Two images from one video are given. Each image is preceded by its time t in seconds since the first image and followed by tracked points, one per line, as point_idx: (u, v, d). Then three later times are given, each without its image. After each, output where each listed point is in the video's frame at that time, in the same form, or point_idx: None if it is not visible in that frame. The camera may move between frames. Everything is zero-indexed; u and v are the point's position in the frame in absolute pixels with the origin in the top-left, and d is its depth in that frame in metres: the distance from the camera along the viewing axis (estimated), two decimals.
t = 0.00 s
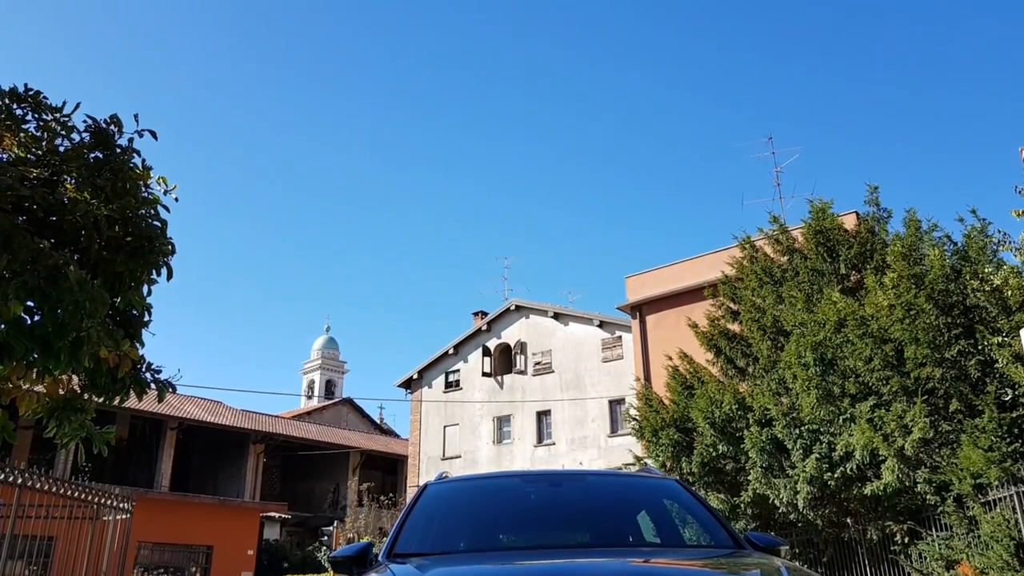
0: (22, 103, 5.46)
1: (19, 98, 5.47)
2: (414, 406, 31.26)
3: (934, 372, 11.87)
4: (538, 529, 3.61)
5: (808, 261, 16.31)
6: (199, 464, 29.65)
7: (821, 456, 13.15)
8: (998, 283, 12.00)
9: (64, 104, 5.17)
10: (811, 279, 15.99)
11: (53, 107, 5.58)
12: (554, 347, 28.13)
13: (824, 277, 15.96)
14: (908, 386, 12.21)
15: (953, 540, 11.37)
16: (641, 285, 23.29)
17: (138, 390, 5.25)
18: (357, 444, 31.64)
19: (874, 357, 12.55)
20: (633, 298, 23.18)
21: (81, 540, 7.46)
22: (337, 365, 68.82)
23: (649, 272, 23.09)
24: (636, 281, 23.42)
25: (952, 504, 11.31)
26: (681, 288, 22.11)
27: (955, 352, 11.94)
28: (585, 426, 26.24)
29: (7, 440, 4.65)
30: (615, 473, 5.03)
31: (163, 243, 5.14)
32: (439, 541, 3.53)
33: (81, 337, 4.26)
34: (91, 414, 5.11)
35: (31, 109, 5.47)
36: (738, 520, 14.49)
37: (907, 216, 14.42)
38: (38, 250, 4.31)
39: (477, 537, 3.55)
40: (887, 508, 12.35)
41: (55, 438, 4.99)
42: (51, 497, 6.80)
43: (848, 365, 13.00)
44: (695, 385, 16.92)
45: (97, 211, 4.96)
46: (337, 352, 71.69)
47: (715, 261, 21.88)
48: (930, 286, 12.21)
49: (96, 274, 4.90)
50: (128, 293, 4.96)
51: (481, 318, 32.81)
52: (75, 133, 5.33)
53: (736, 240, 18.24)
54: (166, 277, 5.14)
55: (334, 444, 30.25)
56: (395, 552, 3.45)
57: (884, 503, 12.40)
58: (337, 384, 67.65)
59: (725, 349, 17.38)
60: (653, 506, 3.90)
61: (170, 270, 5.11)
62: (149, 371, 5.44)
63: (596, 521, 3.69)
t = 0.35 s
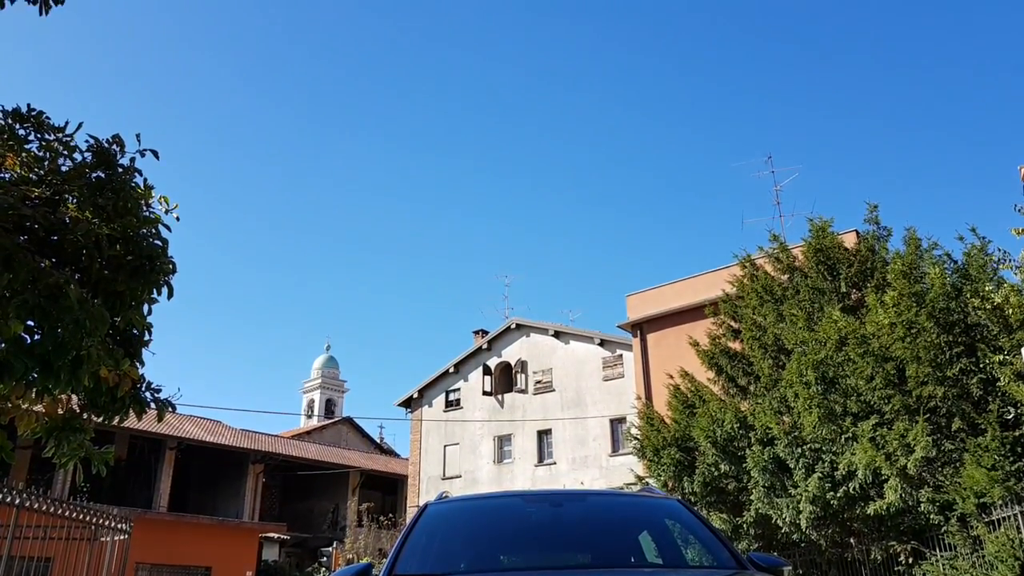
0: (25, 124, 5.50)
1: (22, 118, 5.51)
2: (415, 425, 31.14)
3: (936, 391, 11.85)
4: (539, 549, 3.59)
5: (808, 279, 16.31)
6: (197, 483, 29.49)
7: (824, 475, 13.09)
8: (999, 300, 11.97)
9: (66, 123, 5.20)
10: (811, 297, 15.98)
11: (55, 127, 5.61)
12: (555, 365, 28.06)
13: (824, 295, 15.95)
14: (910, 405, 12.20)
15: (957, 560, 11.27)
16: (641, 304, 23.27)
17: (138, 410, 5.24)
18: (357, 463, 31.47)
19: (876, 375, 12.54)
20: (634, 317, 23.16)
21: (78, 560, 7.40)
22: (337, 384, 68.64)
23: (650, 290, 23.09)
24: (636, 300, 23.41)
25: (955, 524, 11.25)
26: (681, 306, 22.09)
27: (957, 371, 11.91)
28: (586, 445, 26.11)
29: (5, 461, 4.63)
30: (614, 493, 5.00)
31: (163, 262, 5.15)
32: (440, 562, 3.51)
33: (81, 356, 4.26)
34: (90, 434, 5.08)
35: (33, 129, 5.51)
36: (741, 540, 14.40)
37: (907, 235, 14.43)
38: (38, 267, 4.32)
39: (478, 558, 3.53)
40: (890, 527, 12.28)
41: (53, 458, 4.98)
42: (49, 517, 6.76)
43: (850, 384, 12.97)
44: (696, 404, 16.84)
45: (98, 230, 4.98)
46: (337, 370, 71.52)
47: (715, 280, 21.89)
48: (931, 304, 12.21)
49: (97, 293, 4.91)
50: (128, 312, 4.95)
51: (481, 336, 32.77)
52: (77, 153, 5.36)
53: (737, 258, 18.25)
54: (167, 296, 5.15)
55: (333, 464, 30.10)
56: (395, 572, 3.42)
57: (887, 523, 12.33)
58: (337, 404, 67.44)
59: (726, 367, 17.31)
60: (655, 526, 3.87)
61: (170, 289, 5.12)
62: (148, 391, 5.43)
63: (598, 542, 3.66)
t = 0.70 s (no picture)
0: (27, 145, 5.53)
1: (24, 139, 5.53)
2: (415, 445, 31.01)
3: (938, 410, 11.85)
4: (541, 570, 3.55)
5: (808, 299, 16.31)
6: (196, 504, 29.34)
7: (826, 495, 12.99)
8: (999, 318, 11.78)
9: (68, 144, 5.22)
10: (812, 316, 16.00)
11: (57, 148, 5.63)
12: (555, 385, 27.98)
13: (825, 314, 15.95)
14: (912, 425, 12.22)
15: None
16: (641, 323, 23.25)
17: (136, 431, 5.22)
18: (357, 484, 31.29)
19: (877, 396, 12.58)
20: (634, 336, 23.12)
21: None
22: (337, 405, 68.35)
23: (650, 309, 23.07)
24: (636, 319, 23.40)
25: (959, 544, 11.18)
26: (681, 326, 22.07)
27: (959, 390, 11.88)
28: (587, 465, 25.96)
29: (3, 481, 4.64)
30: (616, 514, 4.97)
31: (163, 282, 5.15)
32: None
33: (81, 376, 4.22)
34: (88, 455, 5.04)
35: (35, 150, 5.53)
36: (744, 561, 14.33)
37: (907, 254, 14.45)
38: (38, 289, 4.31)
39: None
40: (894, 548, 12.20)
41: (50, 479, 4.94)
42: (46, 539, 6.73)
43: (851, 404, 12.98)
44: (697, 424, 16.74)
45: (99, 250, 4.98)
46: (337, 391, 71.25)
47: (715, 299, 21.87)
48: (932, 322, 12.18)
49: (97, 313, 4.90)
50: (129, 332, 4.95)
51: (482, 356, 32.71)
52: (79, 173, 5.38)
53: (737, 277, 18.27)
54: (166, 315, 5.15)
55: (333, 485, 29.92)
56: None
57: (890, 544, 12.25)
58: (337, 424, 67.13)
59: (727, 387, 17.23)
60: (658, 548, 3.83)
61: (170, 309, 5.12)
62: (147, 412, 5.41)
63: (600, 563, 3.62)
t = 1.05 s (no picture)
0: (28, 165, 5.55)
1: (26, 159, 5.56)
2: (414, 466, 30.85)
3: (940, 430, 11.83)
4: None
5: (809, 317, 16.30)
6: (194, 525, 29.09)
7: (829, 516, 12.95)
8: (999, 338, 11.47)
9: (69, 165, 5.25)
10: (813, 335, 15.99)
11: (59, 169, 5.66)
12: (556, 405, 27.88)
13: (826, 333, 15.94)
14: (915, 445, 12.18)
15: None
16: (641, 343, 23.21)
17: (134, 452, 5.19)
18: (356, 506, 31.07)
19: (879, 415, 12.54)
20: (634, 356, 23.08)
21: None
22: (336, 425, 68.06)
23: (650, 329, 23.04)
24: (637, 339, 23.36)
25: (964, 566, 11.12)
26: (682, 345, 22.02)
27: (961, 410, 11.83)
28: (587, 486, 25.81)
29: None
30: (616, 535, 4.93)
31: (164, 302, 5.16)
32: None
33: (82, 397, 4.16)
34: (87, 477, 5.01)
35: (37, 171, 5.55)
36: None
37: (907, 273, 14.45)
38: (37, 309, 4.34)
39: None
40: (898, 570, 12.13)
41: (48, 501, 4.93)
42: (43, 561, 6.69)
43: (853, 423, 12.93)
44: (699, 444, 16.67)
45: (99, 270, 4.99)
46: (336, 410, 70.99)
47: (715, 318, 21.86)
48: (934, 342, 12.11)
49: (97, 333, 4.90)
50: (129, 352, 4.95)
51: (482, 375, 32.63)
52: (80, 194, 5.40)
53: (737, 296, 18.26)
54: (167, 334, 5.14)
55: (332, 506, 29.74)
56: None
57: (894, 565, 12.19)
58: (337, 444, 66.79)
59: (728, 407, 17.15)
60: (658, 569, 3.80)
61: (171, 328, 5.10)
62: (146, 433, 5.39)
63: None
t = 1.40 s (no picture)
0: (30, 183, 5.58)
1: (28, 177, 5.59)
2: (414, 484, 30.69)
3: (941, 448, 11.79)
4: None
5: (809, 335, 16.30)
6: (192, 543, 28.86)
7: (831, 535, 12.86)
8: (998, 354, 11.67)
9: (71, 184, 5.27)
10: (813, 352, 15.97)
11: (60, 187, 5.68)
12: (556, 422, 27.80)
13: (826, 350, 15.91)
14: (916, 462, 12.14)
15: None
16: (642, 360, 23.17)
17: (133, 471, 5.15)
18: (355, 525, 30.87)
19: (880, 432, 12.50)
20: (634, 373, 23.04)
21: None
22: (336, 443, 67.75)
23: (650, 346, 23.02)
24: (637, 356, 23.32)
25: None
26: (683, 362, 21.99)
27: (962, 427, 11.81)
28: (588, 504, 25.67)
29: None
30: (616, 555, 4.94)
31: (164, 319, 5.18)
32: None
33: (81, 413, 4.15)
34: (85, 496, 4.99)
35: (38, 189, 5.58)
36: None
37: (907, 290, 14.50)
38: (36, 326, 4.36)
39: None
40: None
41: (46, 521, 4.89)
42: None
43: (854, 441, 12.88)
44: (700, 462, 16.59)
45: (99, 288, 5.00)
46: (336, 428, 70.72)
47: (715, 336, 21.85)
48: (934, 358, 12.18)
49: (97, 351, 4.91)
50: (127, 370, 4.95)
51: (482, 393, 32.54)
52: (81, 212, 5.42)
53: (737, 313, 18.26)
54: (167, 352, 5.15)
55: (331, 525, 29.58)
56: None
57: None
58: (336, 463, 66.43)
59: (729, 425, 17.07)
60: None
61: (170, 346, 5.12)
62: (145, 452, 5.37)
63: None
